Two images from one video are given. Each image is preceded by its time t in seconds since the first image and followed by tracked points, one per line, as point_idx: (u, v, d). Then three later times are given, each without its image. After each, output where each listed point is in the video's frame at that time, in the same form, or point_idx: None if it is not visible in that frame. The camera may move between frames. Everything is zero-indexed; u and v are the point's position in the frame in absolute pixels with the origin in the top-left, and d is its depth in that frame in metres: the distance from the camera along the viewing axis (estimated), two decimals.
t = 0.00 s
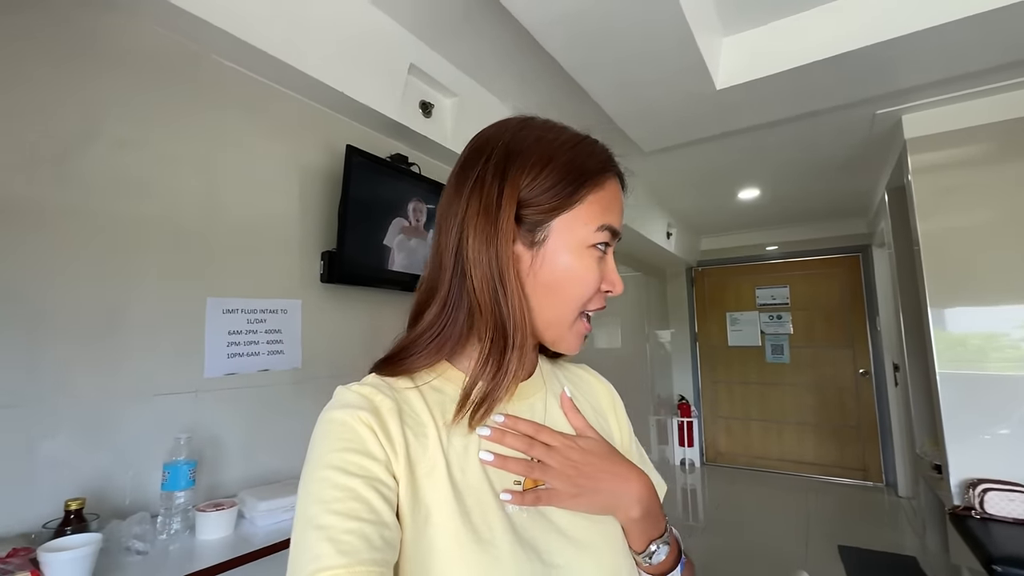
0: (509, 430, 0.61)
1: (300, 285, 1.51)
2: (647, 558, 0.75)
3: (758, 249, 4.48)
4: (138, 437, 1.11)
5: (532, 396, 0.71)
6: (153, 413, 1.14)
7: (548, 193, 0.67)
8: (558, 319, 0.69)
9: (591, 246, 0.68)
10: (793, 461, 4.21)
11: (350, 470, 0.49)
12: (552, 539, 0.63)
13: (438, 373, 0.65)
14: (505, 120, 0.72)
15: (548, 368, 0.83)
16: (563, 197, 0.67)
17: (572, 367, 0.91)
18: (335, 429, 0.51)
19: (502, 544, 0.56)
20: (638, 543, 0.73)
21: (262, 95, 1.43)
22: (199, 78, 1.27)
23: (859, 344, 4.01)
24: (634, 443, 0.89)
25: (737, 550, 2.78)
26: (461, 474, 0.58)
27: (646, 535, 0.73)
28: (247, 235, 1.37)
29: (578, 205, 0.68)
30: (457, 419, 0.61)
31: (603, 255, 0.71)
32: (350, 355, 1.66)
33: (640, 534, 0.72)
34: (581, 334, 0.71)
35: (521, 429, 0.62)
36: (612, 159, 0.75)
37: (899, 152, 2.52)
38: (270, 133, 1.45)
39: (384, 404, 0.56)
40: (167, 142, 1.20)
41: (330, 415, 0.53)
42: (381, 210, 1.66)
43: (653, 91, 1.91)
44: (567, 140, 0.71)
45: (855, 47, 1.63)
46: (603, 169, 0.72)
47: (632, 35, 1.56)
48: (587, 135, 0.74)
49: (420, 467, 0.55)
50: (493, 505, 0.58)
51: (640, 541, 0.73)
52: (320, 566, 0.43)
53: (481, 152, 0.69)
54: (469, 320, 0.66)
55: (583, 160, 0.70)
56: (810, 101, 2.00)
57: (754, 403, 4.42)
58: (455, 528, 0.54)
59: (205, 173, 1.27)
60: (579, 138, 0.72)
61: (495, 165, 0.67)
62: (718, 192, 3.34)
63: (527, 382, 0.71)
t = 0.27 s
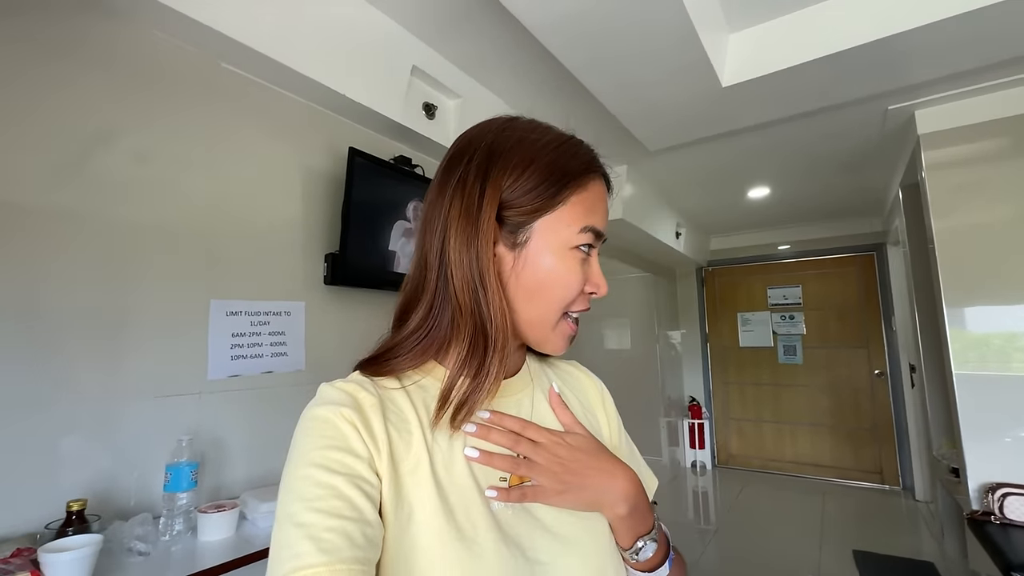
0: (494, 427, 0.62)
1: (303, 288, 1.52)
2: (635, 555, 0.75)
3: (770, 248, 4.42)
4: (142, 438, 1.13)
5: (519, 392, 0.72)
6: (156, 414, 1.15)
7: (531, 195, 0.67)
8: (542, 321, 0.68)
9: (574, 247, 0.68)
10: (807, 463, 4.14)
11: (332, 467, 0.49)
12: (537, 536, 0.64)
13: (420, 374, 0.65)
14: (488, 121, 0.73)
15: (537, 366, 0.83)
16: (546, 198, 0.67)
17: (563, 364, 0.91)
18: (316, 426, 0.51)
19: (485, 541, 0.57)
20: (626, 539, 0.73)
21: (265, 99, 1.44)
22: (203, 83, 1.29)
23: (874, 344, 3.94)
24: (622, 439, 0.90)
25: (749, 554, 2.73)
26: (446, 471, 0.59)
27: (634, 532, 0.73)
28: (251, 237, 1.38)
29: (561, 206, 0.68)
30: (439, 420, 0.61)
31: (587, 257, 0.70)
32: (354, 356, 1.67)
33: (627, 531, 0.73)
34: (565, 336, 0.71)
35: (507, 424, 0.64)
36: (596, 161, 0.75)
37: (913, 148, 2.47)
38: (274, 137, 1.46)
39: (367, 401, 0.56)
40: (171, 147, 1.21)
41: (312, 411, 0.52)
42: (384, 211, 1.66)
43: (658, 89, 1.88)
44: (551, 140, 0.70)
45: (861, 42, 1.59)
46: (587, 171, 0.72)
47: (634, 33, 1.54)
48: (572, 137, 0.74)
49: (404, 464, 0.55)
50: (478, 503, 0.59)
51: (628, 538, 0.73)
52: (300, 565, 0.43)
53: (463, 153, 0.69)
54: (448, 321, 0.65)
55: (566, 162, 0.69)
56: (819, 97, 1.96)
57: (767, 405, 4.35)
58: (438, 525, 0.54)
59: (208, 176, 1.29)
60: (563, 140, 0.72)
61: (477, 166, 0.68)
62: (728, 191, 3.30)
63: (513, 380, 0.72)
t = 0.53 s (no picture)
0: (494, 431, 0.61)
1: (308, 290, 1.52)
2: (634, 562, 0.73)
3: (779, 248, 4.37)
4: (147, 441, 1.13)
5: (518, 396, 0.71)
6: (161, 417, 1.16)
7: (531, 191, 0.66)
8: (542, 318, 0.68)
9: (574, 245, 0.67)
10: (817, 466, 4.09)
11: (333, 471, 0.48)
12: (536, 542, 0.63)
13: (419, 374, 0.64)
14: (488, 119, 0.72)
15: (535, 369, 0.82)
16: (546, 195, 0.66)
17: (560, 368, 0.90)
18: (316, 430, 0.50)
19: (482, 547, 0.56)
20: (625, 545, 0.72)
21: (269, 101, 1.45)
22: (207, 87, 1.29)
23: (885, 345, 3.89)
24: (619, 444, 0.89)
25: (758, 557, 2.70)
26: (444, 476, 0.58)
27: (632, 538, 0.72)
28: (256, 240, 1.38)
29: (561, 203, 0.67)
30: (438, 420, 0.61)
31: (588, 254, 0.70)
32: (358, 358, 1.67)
33: (626, 536, 0.72)
34: (565, 334, 0.70)
35: (506, 429, 0.63)
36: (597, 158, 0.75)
37: (924, 146, 2.43)
38: (278, 139, 1.46)
39: (366, 405, 0.55)
40: (176, 150, 1.22)
41: (312, 416, 0.52)
42: (387, 213, 1.66)
43: (664, 88, 1.87)
44: (551, 138, 0.70)
45: (867, 40, 1.57)
46: (587, 168, 0.71)
47: (639, 32, 1.53)
48: (572, 134, 0.73)
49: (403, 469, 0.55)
50: (476, 509, 0.58)
51: (627, 544, 0.72)
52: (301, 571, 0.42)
53: (462, 151, 0.68)
54: (446, 319, 0.65)
55: (566, 158, 0.69)
56: (827, 95, 1.93)
57: (776, 406, 4.31)
58: (437, 531, 0.54)
59: (213, 179, 1.29)
60: (563, 137, 0.71)
61: (476, 164, 0.67)
62: (735, 190, 3.27)
63: (512, 383, 0.71)
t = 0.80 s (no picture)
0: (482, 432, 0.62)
1: (307, 292, 1.52)
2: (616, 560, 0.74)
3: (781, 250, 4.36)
4: (146, 443, 1.13)
5: (505, 397, 0.71)
6: (161, 419, 1.16)
7: (517, 191, 0.67)
8: (528, 317, 0.68)
9: (561, 244, 0.68)
10: (821, 469, 4.07)
11: (320, 473, 0.48)
12: (520, 541, 0.63)
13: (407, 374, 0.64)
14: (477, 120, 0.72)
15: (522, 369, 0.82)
16: (532, 195, 0.67)
17: (548, 368, 0.91)
18: (303, 432, 0.50)
19: (469, 547, 0.56)
20: (608, 543, 0.73)
21: (270, 105, 1.46)
22: (207, 91, 1.30)
23: (888, 347, 3.87)
24: (604, 443, 0.90)
25: (761, 561, 2.69)
26: (432, 477, 0.58)
27: (615, 536, 0.73)
28: (256, 242, 1.39)
29: (547, 203, 0.68)
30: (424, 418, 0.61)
31: (574, 253, 0.70)
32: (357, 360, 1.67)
33: (609, 535, 0.72)
34: (552, 333, 0.71)
35: (493, 430, 0.63)
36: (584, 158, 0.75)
37: (925, 148, 2.43)
38: (278, 143, 1.47)
39: (354, 406, 0.56)
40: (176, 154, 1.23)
41: (300, 417, 0.52)
42: (388, 216, 1.67)
43: (664, 91, 1.87)
44: (537, 138, 0.70)
45: (866, 40, 1.57)
46: (574, 168, 0.71)
47: (638, 36, 1.54)
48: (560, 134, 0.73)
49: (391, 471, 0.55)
50: (462, 509, 0.58)
51: (611, 542, 0.73)
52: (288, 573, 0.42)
53: (450, 151, 0.69)
54: (434, 317, 0.65)
55: (552, 158, 0.69)
56: (827, 97, 1.93)
57: (779, 409, 4.29)
58: (424, 531, 0.54)
59: (214, 182, 1.30)
60: (550, 137, 0.71)
61: (463, 163, 0.67)
62: (736, 193, 3.27)
63: (500, 383, 0.71)
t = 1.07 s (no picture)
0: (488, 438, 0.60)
1: (296, 295, 1.49)
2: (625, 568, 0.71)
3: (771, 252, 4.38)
4: (129, 450, 1.10)
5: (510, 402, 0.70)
6: (144, 425, 1.12)
7: (500, 199, 0.66)
8: (513, 326, 0.66)
9: (546, 251, 0.66)
10: (811, 469, 4.10)
11: (324, 478, 0.48)
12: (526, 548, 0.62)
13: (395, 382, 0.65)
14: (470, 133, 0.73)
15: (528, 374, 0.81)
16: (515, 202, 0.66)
17: (556, 372, 0.89)
18: (307, 436, 0.50)
19: (475, 551, 0.57)
20: (616, 552, 0.70)
21: (259, 103, 1.42)
22: (195, 88, 1.27)
23: (877, 348, 3.91)
24: (614, 447, 0.87)
25: (753, 562, 2.69)
26: (436, 483, 0.58)
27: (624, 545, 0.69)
28: (244, 244, 1.36)
29: (531, 210, 0.66)
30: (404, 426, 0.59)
31: (564, 261, 0.68)
32: (348, 364, 1.64)
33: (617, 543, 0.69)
34: (542, 343, 0.68)
35: (500, 435, 0.61)
36: (580, 163, 0.73)
37: (915, 152, 2.46)
38: (268, 142, 1.44)
39: (357, 411, 0.56)
40: (161, 151, 1.19)
41: (303, 422, 0.51)
42: (379, 217, 1.64)
43: (657, 93, 1.86)
44: (524, 145, 0.69)
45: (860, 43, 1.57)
46: (564, 174, 0.69)
47: (633, 37, 1.52)
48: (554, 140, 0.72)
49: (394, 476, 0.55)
50: (466, 516, 0.58)
51: (619, 551, 0.69)
52: None
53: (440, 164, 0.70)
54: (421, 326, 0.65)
55: (539, 165, 0.68)
56: (819, 100, 1.93)
57: (769, 410, 4.31)
58: (427, 538, 0.54)
59: (201, 181, 1.27)
60: (541, 143, 0.70)
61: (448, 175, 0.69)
62: (728, 194, 3.28)
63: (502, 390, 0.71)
